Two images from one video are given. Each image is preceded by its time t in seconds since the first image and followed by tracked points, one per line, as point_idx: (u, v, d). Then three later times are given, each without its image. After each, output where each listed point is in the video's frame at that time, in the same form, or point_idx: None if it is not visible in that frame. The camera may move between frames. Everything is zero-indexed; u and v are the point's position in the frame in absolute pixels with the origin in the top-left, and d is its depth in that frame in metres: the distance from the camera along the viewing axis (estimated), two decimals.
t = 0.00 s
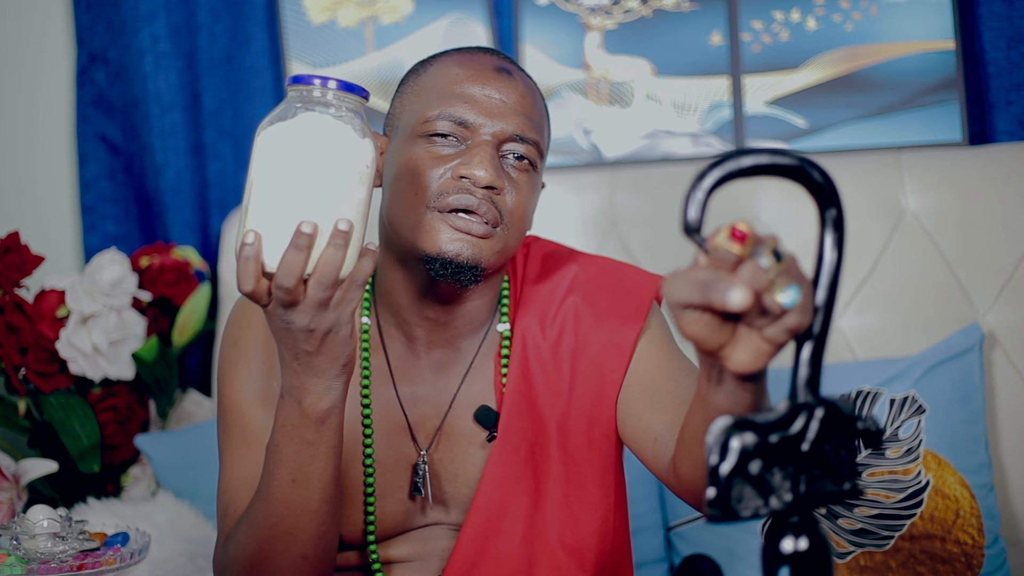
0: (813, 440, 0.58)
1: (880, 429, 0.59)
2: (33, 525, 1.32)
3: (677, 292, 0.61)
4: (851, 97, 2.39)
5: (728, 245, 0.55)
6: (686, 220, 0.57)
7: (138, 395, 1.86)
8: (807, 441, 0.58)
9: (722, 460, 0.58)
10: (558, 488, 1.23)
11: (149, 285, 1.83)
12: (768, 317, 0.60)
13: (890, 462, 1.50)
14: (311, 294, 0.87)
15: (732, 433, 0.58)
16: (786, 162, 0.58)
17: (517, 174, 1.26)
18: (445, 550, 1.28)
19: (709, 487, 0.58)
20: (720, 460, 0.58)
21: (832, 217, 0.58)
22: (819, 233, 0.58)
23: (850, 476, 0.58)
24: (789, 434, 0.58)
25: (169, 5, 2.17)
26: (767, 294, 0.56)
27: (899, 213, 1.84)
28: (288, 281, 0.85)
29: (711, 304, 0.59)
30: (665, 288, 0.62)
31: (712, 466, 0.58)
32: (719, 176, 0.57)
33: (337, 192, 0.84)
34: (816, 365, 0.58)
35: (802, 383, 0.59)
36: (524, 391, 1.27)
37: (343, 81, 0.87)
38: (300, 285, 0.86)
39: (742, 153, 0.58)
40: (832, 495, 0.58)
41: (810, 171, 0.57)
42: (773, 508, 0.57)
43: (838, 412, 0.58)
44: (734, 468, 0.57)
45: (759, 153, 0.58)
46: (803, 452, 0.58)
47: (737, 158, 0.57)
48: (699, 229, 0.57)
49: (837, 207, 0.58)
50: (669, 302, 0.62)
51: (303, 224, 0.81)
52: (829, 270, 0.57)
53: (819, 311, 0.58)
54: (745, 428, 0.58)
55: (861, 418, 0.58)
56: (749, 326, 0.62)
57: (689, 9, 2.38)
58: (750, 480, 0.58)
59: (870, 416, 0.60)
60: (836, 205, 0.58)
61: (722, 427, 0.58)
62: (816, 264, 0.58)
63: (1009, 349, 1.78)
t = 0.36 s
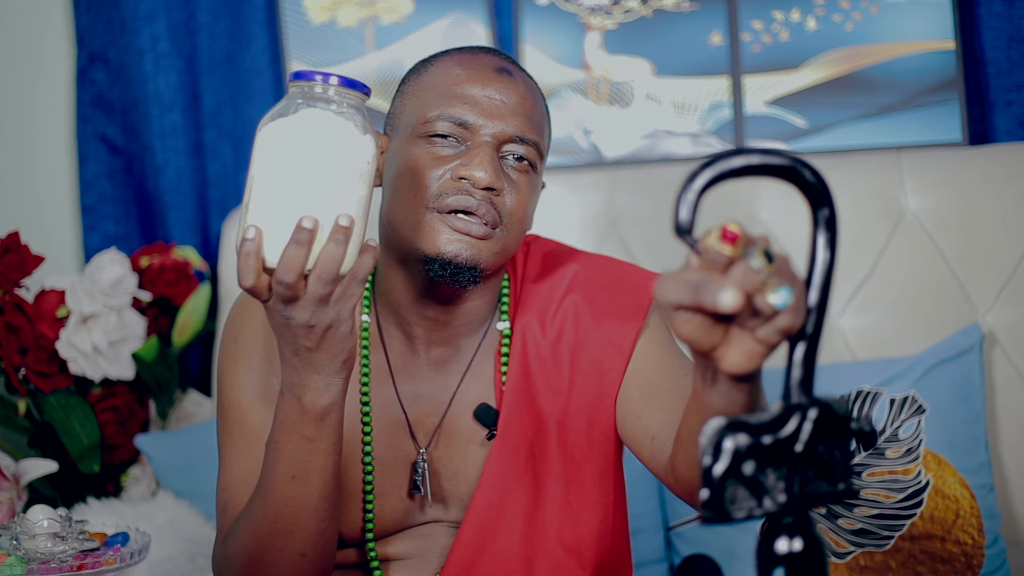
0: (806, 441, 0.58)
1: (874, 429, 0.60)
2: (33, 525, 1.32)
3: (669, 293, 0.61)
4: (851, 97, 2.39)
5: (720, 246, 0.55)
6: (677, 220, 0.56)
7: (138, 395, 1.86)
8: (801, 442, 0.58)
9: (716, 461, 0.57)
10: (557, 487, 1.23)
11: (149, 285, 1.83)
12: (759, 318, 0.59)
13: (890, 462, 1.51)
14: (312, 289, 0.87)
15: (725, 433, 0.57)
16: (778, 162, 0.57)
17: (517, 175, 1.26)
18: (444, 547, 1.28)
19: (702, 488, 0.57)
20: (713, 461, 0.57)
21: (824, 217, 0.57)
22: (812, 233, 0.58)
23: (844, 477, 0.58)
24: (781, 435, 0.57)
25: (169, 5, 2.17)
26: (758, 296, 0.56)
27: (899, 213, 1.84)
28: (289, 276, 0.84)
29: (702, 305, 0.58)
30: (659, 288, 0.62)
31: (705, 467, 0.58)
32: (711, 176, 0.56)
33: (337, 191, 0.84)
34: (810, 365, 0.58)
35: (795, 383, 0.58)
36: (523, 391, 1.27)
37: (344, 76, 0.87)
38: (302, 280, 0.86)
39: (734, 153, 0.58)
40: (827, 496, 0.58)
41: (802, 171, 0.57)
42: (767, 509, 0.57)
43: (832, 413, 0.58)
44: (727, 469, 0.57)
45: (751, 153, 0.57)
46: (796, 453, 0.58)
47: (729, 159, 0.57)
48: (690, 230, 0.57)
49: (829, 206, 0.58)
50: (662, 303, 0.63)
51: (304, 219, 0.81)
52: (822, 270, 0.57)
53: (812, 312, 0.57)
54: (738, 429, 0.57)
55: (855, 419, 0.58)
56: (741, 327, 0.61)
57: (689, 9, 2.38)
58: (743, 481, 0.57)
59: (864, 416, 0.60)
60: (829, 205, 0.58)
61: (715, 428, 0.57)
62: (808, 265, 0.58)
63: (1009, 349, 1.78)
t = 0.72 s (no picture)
0: (808, 441, 0.58)
1: (875, 429, 0.60)
2: (33, 525, 1.32)
3: (671, 293, 0.61)
4: (851, 97, 2.39)
5: (721, 246, 0.55)
6: (680, 220, 0.57)
7: (138, 395, 1.86)
8: (803, 442, 0.57)
9: (717, 460, 0.57)
10: (557, 486, 1.23)
11: (149, 285, 1.83)
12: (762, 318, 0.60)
13: (890, 462, 1.51)
14: (313, 289, 0.87)
15: (727, 433, 0.57)
16: (780, 162, 0.58)
17: (519, 176, 1.26)
18: (444, 547, 1.28)
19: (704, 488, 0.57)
20: (715, 461, 0.57)
21: (827, 217, 0.57)
22: (814, 233, 0.58)
23: (845, 477, 0.58)
24: (783, 436, 0.57)
25: (169, 5, 2.17)
26: (760, 296, 0.56)
27: (899, 213, 1.84)
28: (291, 276, 0.84)
29: (704, 305, 0.58)
30: (661, 288, 0.62)
31: (707, 467, 0.57)
32: (713, 176, 0.56)
33: (338, 190, 0.84)
34: (812, 365, 0.58)
35: (798, 383, 0.58)
36: (523, 390, 1.27)
37: (345, 76, 0.88)
38: (303, 280, 0.86)
39: (736, 153, 0.58)
40: (828, 496, 0.58)
41: (804, 171, 0.57)
42: (768, 509, 0.57)
43: (834, 413, 0.58)
44: (730, 469, 0.57)
45: (753, 154, 0.58)
46: (798, 453, 0.58)
47: (731, 159, 0.57)
48: (692, 229, 0.57)
49: (831, 207, 0.57)
50: (664, 303, 0.63)
51: (305, 220, 0.81)
52: (824, 270, 0.57)
53: (813, 312, 0.57)
54: (740, 429, 0.57)
55: (857, 419, 0.58)
56: (744, 326, 0.61)
57: (689, 9, 2.38)
58: (745, 481, 0.57)
59: (865, 416, 0.60)
60: (831, 205, 0.57)
61: (717, 428, 0.57)
62: (810, 265, 0.58)
63: (1009, 349, 1.78)
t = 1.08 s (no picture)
0: (808, 440, 0.58)
1: (875, 429, 0.60)
2: (33, 525, 1.32)
3: (672, 293, 0.60)
4: (850, 97, 2.39)
5: (723, 247, 0.55)
6: (681, 221, 0.57)
7: (138, 395, 1.86)
8: (803, 441, 0.57)
9: (718, 460, 0.57)
10: (557, 483, 1.23)
11: (149, 285, 1.83)
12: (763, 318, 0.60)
13: (890, 462, 1.50)
14: (310, 286, 0.87)
15: (728, 433, 0.57)
16: (781, 163, 0.57)
17: (532, 187, 1.26)
18: (444, 546, 1.28)
19: (705, 487, 0.57)
20: (715, 460, 0.57)
21: (827, 218, 0.57)
22: (814, 233, 0.58)
23: (845, 476, 0.58)
24: (784, 434, 0.57)
25: (169, 5, 2.17)
26: (761, 296, 0.56)
27: (899, 213, 1.84)
28: (286, 272, 0.85)
29: (706, 305, 0.58)
30: (662, 288, 0.61)
31: (708, 466, 0.57)
32: (714, 177, 0.56)
33: (338, 189, 0.85)
34: (812, 364, 0.58)
35: (798, 383, 0.58)
36: (524, 388, 1.27)
37: (358, 75, 0.87)
38: (300, 276, 0.86)
39: (737, 154, 0.57)
40: (828, 495, 0.58)
41: (805, 172, 0.57)
42: (769, 508, 0.57)
43: (834, 412, 0.58)
44: (730, 468, 0.57)
45: (754, 154, 0.57)
46: (798, 453, 0.58)
47: (732, 159, 0.57)
48: (694, 230, 0.57)
49: (832, 207, 0.57)
50: (666, 304, 0.62)
51: (303, 217, 0.82)
52: (824, 271, 0.57)
53: (814, 312, 0.57)
54: (741, 428, 0.57)
55: (857, 419, 0.58)
56: (745, 326, 0.61)
57: (689, 9, 2.38)
58: (746, 480, 0.57)
59: (865, 416, 0.60)
60: (831, 206, 0.57)
61: (718, 427, 0.57)
62: (810, 265, 0.58)
63: (1009, 349, 1.78)
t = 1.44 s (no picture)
0: (808, 440, 0.58)
1: (874, 429, 0.60)
2: (33, 525, 1.32)
3: (672, 293, 0.60)
4: (851, 97, 2.39)
5: (722, 247, 0.55)
6: (681, 221, 0.57)
7: (138, 395, 1.86)
8: (803, 441, 0.57)
9: (718, 459, 0.57)
10: (557, 480, 1.23)
11: (149, 285, 1.83)
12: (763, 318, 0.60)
13: (890, 462, 1.50)
14: (304, 273, 0.89)
15: (728, 433, 0.57)
16: (780, 163, 0.57)
17: (525, 180, 1.25)
18: (444, 545, 1.28)
19: (705, 487, 0.57)
20: (716, 460, 0.57)
21: (827, 218, 0.57)
22: (814, 233, 0.58)
23: (845, 476, 0.58)
24: (784, 434, 0.57)
25: (169, 5, 2.17)
26: (761, 296, 0.56)
27: (899, 213, 1.84)
28: (280, 256, 0.87)
29: (706, 305, 0.58)
30: (662, 289, 0.61)
31: (708, 465, 0.57)
32: (714, 177, 0.56)
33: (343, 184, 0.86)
34: (812, 364, 0.58)
35: (798, 383, 0.58)
36: (523, 386, 1.27)
37: (374, 71, 0.89)
38: (294, 262, 0.88)
39: (737, 154, 0.57)
40: (828, 494, 0.58)
41: (804, 173, 0.57)
42: (769, 507, 0.57)
43: (834, 412, 0.58)
44: (730, 467, 0.57)
45: (754, 155, 0.57)
46: (798, 452, 0.58)
47: (732, 160, 0.57)
48: (694, 230, 0.57)
49: (831, 208, 0.57)
50: (666, 304, 0.62)
51: (299, 204, 0.85)
52: (823, 271, 0.57)
53: (814, 312, 0.57)
54: (741, 428, 0.57)
55: (857, 418, 0.58)
56: (745, 326, 0.61)
57: (689, 9, 2.38)
58: (746, 480, 0.57)
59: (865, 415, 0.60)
60: (831, 206, 0.57)
61: (718, 427, 0.57)
62: (810, 265, 0.57)
63: (1009, 349, 1.78)
